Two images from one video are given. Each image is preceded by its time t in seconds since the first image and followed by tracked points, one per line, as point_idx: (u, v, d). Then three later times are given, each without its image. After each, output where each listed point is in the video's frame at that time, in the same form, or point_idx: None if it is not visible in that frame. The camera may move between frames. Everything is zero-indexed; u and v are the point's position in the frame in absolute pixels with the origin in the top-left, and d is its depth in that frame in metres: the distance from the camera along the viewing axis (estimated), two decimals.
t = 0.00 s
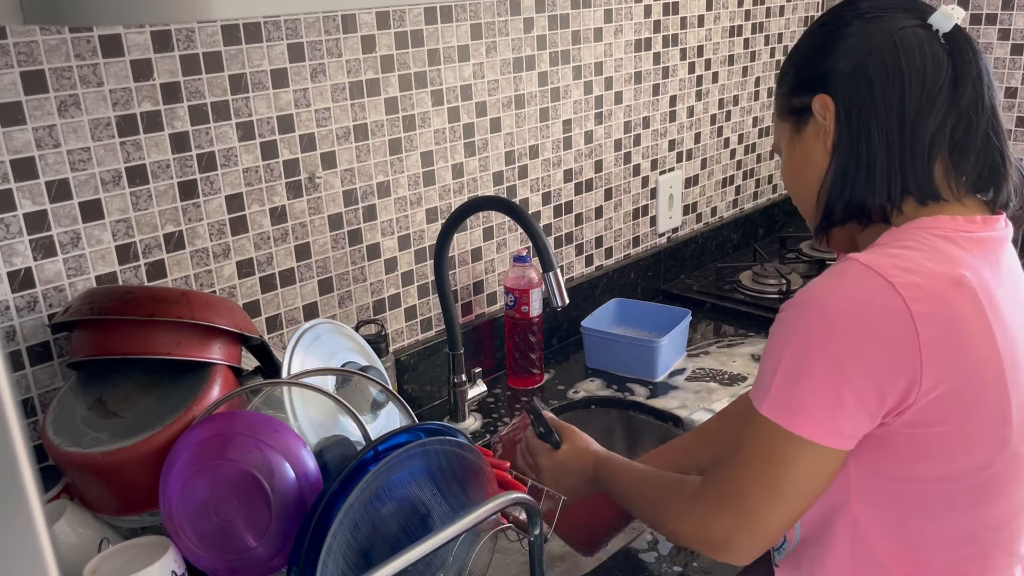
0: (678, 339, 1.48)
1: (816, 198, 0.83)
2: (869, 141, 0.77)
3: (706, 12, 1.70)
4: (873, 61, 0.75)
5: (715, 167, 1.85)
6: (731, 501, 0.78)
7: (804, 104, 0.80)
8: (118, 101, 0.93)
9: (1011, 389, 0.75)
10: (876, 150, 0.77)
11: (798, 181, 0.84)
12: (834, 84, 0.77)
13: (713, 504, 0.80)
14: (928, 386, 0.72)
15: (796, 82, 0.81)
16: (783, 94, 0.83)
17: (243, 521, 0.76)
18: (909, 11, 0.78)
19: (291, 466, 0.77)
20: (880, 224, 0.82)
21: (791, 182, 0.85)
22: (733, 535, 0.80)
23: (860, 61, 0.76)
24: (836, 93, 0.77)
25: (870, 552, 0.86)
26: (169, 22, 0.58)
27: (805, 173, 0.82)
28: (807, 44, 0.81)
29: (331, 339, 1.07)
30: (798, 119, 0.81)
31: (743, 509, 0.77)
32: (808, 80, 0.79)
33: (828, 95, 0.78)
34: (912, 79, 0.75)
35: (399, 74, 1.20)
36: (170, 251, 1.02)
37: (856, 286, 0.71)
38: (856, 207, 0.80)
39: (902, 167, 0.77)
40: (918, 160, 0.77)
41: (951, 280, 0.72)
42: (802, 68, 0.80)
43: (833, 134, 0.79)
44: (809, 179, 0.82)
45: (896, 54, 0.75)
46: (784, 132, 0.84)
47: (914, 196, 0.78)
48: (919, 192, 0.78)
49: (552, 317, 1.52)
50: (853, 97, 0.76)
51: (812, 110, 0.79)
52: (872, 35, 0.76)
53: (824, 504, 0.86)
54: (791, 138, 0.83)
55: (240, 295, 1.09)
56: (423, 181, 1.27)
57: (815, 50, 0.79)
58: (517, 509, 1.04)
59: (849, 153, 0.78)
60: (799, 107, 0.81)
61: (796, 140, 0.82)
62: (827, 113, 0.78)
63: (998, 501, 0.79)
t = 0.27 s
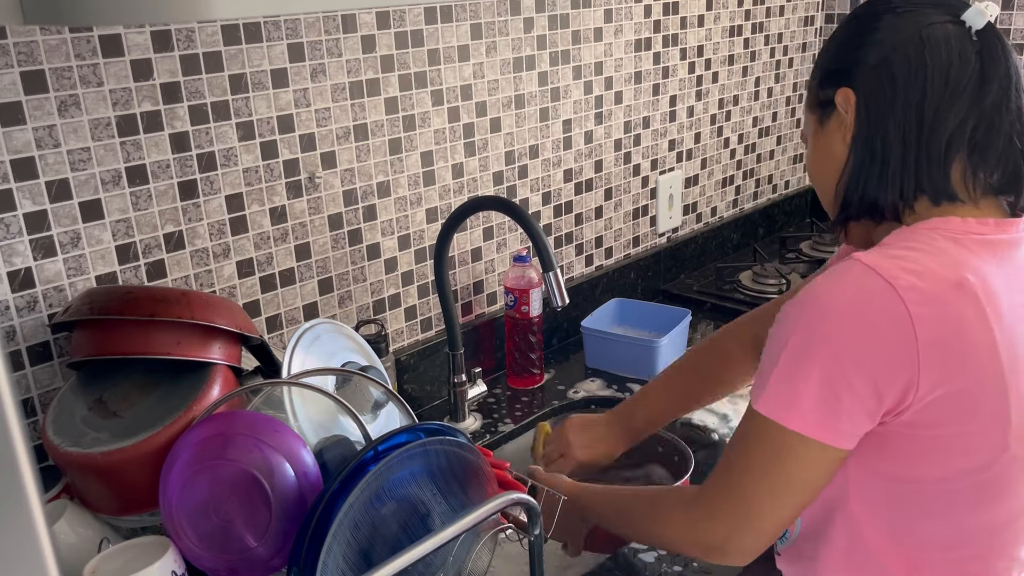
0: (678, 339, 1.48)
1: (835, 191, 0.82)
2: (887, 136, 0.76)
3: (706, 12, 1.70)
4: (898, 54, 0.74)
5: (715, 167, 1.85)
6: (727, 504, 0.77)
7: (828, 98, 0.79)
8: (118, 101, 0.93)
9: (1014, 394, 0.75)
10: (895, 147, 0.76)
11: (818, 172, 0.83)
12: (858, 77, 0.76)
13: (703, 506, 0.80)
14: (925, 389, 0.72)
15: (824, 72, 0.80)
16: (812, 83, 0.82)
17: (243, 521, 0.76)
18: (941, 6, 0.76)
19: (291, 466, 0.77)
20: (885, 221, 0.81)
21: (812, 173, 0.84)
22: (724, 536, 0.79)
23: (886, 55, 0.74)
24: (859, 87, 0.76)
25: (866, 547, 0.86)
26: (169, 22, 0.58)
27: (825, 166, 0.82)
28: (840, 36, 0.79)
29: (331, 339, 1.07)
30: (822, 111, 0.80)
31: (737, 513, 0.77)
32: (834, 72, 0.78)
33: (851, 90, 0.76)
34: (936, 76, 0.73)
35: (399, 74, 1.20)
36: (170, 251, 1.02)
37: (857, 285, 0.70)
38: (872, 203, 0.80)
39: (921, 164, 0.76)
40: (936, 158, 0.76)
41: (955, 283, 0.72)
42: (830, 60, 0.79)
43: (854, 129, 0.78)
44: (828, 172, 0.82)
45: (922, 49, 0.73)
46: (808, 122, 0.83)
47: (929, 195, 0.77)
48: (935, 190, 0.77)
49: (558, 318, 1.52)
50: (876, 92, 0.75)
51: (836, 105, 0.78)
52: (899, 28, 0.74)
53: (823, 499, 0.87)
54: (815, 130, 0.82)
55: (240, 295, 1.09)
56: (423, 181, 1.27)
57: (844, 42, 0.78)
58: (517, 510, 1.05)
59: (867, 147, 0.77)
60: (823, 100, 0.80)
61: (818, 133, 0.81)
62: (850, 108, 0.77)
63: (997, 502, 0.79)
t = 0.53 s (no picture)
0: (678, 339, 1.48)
1: (829, 208, 0.78)
2: (915, 157, 0.73)
3: (706, 12, 1.70)
4: (928, 73, 0.70)
5: (715, 167, 1.85)
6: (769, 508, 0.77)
7: (841, 111, 0.72)
8: (118, 101, 0.93)
9: None
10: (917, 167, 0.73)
11: (809, 189, 0.78)
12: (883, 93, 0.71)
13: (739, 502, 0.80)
14: (997, 376, 0.72)
15: (824, 77, 0.73)
16: (801, 87, 0.75)
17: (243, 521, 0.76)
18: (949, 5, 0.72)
19: (291, 466, 0.77)
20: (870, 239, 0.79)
21: (797, 189, 0.79)
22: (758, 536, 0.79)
23: (914, 71, 0.70)
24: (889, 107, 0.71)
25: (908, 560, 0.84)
26: (169, 22, 0.58)
27: (825, 183, 0.76)
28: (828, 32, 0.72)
29: (331, 339, 1.07)
30: (826, 125, 0.74)
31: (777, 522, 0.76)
32: (857, 96, 0.71)
33: (877, 107, 0.71)
34: (960, 96, 0.71)
35: (399, 74, 1.20)
36: (170, 251, 1.02)
37: (909, 283, 0.71)
38: (874, 219, 0.77)
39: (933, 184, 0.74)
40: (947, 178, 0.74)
41: (996, 273, 0.73)
42: (833, 67, 0.72)
43: (882, 148, 0.73)
44: (825, 189, 0.77)
45: (949, 66, 0.71)
46: (797, 131, 0.76)
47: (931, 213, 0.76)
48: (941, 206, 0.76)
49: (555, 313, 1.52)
50: (905, 112, 0.71)
51: (853, 121, 0.72)
52: (918, 44, 0.70)
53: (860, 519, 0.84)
54: (813, 141, 0.75)
55: (240, 295, 1.09)
56: (423, 181, 1.27)
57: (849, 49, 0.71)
58: (517, 510, 1.05)
59: (890, 168, 0.73)
60: (827, 110, 0.73)
61: (817, 147, 0.75)
62: (874, 125, 0.72)
63: None
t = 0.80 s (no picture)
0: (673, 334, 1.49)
1: (842, 202, 0.78)
2: (911, 167, 0.71)
3: (706, 12, 1.70)
4: (936, 85, 0.68)
5: (715, 167, 1.85)
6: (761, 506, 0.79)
7: (846, 113, 0.72)
8: (118, 101, 0.93)
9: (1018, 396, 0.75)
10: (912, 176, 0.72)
11: (822, 179, 0.78)
12: (887, 100, 0.69)
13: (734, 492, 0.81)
14: (939, 397, 0.72)
15: (836, 77, 0.72)
16: (816, 85, 0.74)
17: (243, 521, 0.76)
18: (977, 10, 0.69)
19: (291, 466, 0.77)
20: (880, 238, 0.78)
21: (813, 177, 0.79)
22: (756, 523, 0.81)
23: (933, 79, 0.68)
24: (890, 115, 0.70)
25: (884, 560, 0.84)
26: (169, 22, 0.58)
27: (837, 180, 0.76)
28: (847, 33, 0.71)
29: (331, 339, 1.07)
30: (836, 124, 0.73)
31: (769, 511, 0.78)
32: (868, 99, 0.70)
33: (877, 115, 0.70)
34: (970, 111, 0.69)
35: (399, 74, 1.20)
36: (170, 251, 1.02)
37: (862, 295, 0.71)
38: (875, 219, 0.76)
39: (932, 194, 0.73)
40: (950, 191, 0.72)
41: (956, 292, 0.72)
42: (846, 69, 0.71)
43: (882, 153, 0.72)
44: (837, 184, 0.76)
45: (963, 80, 0.68)
46: (812, 125, 0.76)
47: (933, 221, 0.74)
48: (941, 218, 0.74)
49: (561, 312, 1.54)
50: (905, 122, 0.70)
51: (856, 125, 0.72)
52: (932, 56, 0.68)
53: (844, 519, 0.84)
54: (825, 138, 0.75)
55: (240, 295, 1.10)
56: (423, 181, 1.27)
57: (864, 51, 0.70)
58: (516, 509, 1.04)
59: (892, 173, 0.72)
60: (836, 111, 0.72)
61: (829, 145, 0.75)
62: (876, 132, 0.71)
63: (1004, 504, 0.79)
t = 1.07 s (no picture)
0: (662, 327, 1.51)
1: (863, 209, 0.76)
2: (939, 168, 0.69)
3: (706, 12, 1.70)
4: (955, 84, 0.66)
5: (715, 166, 1.85)
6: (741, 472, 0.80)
7: (869, 119, 0.69)
8: (118, 101, 0.93)
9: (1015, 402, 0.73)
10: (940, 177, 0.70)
11: (843, 186, 0.75)
12: (909, 103, 0.67)
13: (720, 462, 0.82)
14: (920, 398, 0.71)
15: (854, 83, 0.69)
16: (832, 93, 0.72)
17: (243, 521, 0.76)
18: (990, 5, 0.67)
19: (291, 466, 0.77)
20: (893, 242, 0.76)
21: (831, 184, 0.77)
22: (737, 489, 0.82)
23: (948, 79, 0.66)
24: (912, 118, 0.68)
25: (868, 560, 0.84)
26: (169, 21, 0.58)
27: (858, 187, 0.74)
28: (861, 34, 0.68)
29: (331, 339, 1.07)
30: (858, 130, 0.71)
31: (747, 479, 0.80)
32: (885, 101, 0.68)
33: (901, 118, 0.68)
34: (991, 108, 0.67)
35: (399, 74, 1.20)
36: (170, 251, 1.02)
37: (853, 294, 0.71)
38: (897, 223, 0.74)
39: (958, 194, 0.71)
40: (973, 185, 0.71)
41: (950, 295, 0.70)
42: (863, 74, 0.68)
43: (909, 157, 0.70)
44: (859, 191, 0.74)
45: (980, 75, 0.66)
46: (829, 132, 0.73)
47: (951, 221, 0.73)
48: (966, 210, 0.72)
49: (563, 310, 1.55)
50: (930, 124, 0.68)
51: (880, 130, 0.69)
52: (949, 51, 0.66)
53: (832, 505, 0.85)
54: (845, 145, 0.72)
55: (240, 295, 1.10)
56: (423, 181, 1.27)
57: (879, 55, 0.67)
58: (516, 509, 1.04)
59: (917, 177, 0.70)
60: (858, 116, 0.70)
61: (851, 151, 0.72)
62: (902, 136, 0.69)
63: (997, 512, 0.77)
